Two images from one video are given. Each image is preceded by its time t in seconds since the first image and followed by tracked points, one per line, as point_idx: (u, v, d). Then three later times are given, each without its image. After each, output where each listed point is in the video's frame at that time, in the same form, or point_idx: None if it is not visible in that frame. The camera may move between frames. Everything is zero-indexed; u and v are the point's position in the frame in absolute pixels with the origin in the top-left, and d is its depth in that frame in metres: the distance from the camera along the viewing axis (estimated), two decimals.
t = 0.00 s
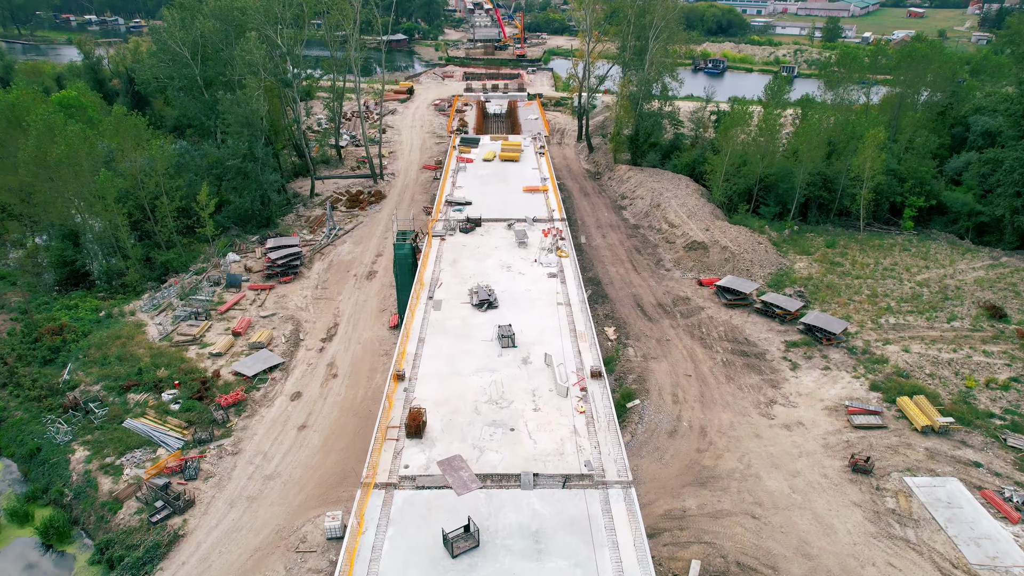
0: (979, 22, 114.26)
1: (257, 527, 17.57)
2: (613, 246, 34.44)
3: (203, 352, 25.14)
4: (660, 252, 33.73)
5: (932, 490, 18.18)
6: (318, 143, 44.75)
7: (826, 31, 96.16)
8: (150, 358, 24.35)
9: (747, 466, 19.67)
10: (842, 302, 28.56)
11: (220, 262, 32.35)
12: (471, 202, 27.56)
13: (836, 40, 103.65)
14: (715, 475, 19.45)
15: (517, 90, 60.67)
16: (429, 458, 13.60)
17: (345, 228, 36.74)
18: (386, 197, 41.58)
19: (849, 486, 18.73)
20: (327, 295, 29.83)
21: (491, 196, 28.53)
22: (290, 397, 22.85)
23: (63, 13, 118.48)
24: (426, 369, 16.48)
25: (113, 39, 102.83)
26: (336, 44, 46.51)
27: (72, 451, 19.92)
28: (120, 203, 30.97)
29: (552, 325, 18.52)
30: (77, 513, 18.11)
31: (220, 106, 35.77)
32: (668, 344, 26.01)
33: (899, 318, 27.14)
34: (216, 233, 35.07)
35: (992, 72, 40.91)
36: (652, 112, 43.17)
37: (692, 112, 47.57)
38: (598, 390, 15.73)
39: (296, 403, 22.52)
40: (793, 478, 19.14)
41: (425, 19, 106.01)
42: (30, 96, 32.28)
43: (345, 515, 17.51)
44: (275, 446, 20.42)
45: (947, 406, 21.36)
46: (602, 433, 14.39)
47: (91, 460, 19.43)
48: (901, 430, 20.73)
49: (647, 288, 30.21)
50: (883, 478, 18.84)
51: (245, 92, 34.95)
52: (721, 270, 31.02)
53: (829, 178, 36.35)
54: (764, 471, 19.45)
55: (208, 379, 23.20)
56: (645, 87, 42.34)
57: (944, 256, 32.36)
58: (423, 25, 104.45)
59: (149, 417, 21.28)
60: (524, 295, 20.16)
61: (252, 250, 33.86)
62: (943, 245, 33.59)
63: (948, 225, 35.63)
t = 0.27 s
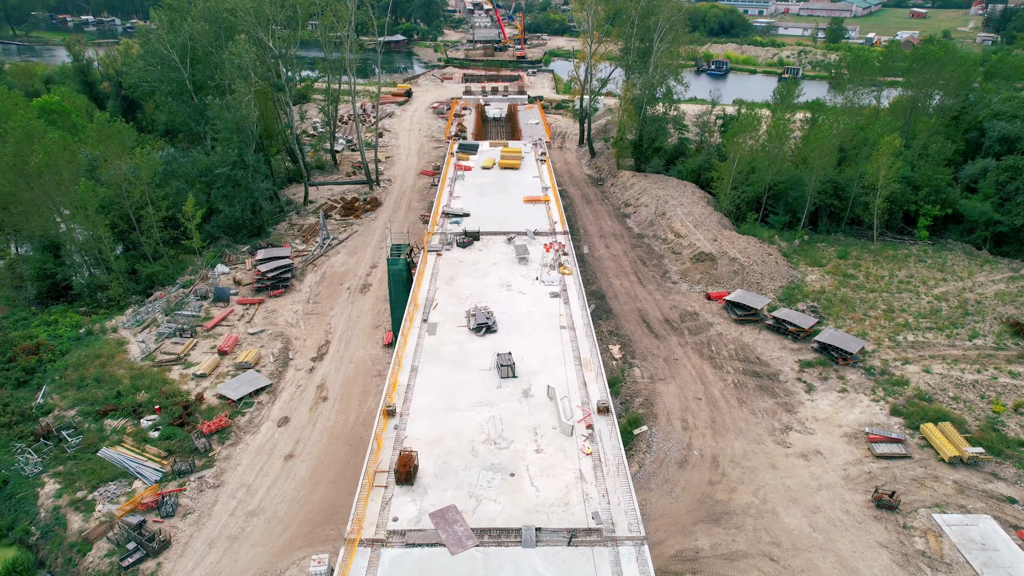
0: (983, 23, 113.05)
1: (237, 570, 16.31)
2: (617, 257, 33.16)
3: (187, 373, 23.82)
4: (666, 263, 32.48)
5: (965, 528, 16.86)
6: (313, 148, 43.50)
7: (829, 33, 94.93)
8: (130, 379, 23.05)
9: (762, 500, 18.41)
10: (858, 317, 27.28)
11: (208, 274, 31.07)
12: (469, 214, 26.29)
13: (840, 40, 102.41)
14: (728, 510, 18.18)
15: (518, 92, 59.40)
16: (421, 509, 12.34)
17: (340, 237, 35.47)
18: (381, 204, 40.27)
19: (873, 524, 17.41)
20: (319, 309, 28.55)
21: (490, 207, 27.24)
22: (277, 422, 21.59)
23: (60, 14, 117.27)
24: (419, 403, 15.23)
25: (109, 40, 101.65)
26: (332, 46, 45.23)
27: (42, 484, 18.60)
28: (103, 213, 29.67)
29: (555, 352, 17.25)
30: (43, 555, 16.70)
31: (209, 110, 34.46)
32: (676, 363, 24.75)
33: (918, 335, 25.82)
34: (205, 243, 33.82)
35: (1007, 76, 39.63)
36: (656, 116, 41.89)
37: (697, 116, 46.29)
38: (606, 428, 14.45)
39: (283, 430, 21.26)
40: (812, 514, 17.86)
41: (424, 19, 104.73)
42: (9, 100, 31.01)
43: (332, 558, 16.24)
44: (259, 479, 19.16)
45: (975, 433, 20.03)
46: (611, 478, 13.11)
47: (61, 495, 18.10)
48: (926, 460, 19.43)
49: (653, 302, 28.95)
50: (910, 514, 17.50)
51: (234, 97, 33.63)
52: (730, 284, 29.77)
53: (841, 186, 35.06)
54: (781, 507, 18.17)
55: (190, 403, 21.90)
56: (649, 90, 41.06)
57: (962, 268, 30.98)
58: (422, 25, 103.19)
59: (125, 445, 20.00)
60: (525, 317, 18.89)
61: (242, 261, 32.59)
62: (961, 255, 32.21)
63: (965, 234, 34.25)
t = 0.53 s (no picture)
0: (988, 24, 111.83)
1: None
2: (621, 269, 31.89)
3: (168, 397, 22.38)
4: (673, 276, 31.24)
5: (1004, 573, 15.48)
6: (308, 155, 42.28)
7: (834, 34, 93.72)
8: (107, 404, 21.64)
9: (781, 542, 17.13)
10: (875, 336, 25.98)
11: (195, 288, 29.76)
12: (467, 227, 25.02)
13: (844, 42, 101.11)
14: (744, 552, 16.91)
15: (518, 96, 58.17)
16: (409, 572, 11.08)
17: (333, 248, 34.21)
18: (377, 213, 38.98)
19: (902, 569, 16.08)
20: (310, 327, 27.28)
21: (489, 219, 25.94)
22: (262, 452, 20.31)
23: (57, 16, 116.19)
24: (410, 445, 13.97)
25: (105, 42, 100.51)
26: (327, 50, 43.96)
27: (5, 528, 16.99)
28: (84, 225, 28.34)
29: (557, 385, 16.00)
30: None
31: (197, 117, 33.16)
32: (684, 386, 23.50)
33: (940, 355, 24.46)
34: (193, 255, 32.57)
35: None
36: (660, 121, 40.58)
37: (702, 121, 45.03)
38: (615, 475, 13.17)
39: (268, 460, 19.98)
40: (835, 558, 16.58)
41: (423, 21, 103.51)
42: None
43: None
44: (241, 516, 17.90)
45: (1007, 465, 18.71)
46: (621, 535, 11.84)
47: (25, 537, 16.73)
48: (956, 496, 18.08)
49: (660, 318, 27.68)
50: (941, 559, 16.16)
51: (223, 103, 32.32)
52: (741, 299, 28.55)
53: (853, 195, 33.79)
54: (801, 549, 16.88)
55: (170, 431, 20.56)
56: (653, 95, 39.81)
57: (981, 281, 29.60)
58: (422, 27, 102.13)
59: (99, 478, 18.68)
60: (525, 344, 17.63)
61: (231, 274, 31.28)
62: (980, 267, 30.83)
63: (983, 245, 32.90)
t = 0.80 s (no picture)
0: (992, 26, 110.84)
1: None
2: (625, 282, 30.74)
3: (150, 422, 21.20)
4: (679, 289, 30.11)
5: None
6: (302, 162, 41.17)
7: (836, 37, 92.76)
8: (84, 431, 20.41)
9: None
10: (892, 354, 24.82)
11: (182, 302, 28.59)
12: (465, 241, 23.88)
13: (847, 45, 100.13)
14: None
15: (518, 100, 57.11)
16: None
17: (327, 260, 33.08)
18: (373, 222, 37.87)
19: None
20: (301, 344, 26.15)
21: (487, 232, 24.81)
22: (248, 483, 19.16)
23: (53, 19, 115.25)
24: (401, 490, 12.82)
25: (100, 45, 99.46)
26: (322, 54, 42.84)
27: None
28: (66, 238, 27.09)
29: (561, 419, 14.87)
30: None
31: (186, 124, 31.99)
32: (693, 410, 22.37)
33: (961, 376, 23.29)
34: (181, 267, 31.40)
35: None
36: (664, 127, 39.46)
37: (706, 126, 43.92)
38: (624, 526, 12.06)
39: (253, 492, 18.82)
40: None
41: (422, 23, 102.47)
42: None
43: None
44: (222, 555, 16.75)
45: None
46: None
47: None
48: (987, 533, 16.89)
49: (666, 335, 26.56)
50: None
51: (213, 110, 31.16)
52: (750, 315, 27.43)
53: (864, 205, 32.66)
54: None
55: (150, 461, 19.38)
56: (657, 100, 38.67)
57: (1000, 294, 28.45)
58: (421, 30, 101.13)
59: (71, 514, 17.48)
60: (526, 372, 16.49)
61: (221, 287, 30.14)
62: (998, 280, 29.67)
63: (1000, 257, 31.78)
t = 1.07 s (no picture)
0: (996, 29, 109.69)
1: None
2: (630, 298, 29.43)
3: (126, 453, 19.88)
4: (686, 306, 28.82)
5: None
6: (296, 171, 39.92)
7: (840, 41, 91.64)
8: (55, 464, 19.08)
9: None
10: (913, 377, 23.49)
11: (167, 320, 27.26)
12: (462, 259, 22.59)
13: (850, 49, 99.01)
14: None
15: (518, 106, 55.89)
16: None
17: (319, 274, 31.80)
18: (368, 233, 36.61)
19: None
20: (290, 366, 24.86)
21: (486, 249, 23.53)
22: (228, 522, 17.85)
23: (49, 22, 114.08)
24: (389, 551, 11.53)
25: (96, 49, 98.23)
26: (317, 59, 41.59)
27: None
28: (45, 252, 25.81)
29: (565, 464, 13.60)
30: None
31: (173, 133, 30.73)
32: (704, 439, 21.07)
33: (987, 401, 21.95)
34: (167, 282, 30.10)
35: None
36: (669, 135, 38.20)
37: (712, 134, 42.67)
38: None
39: (234, 533, 17.51)
40: None
41: (421, 26, 101.29)
42: None
43: None
44: None
45: None
46: None
47: None
48: None
49: (673, 356, 25.26)
50: None
51: (201, 118, 29.88)
52: (762, 334, 26.14)
53: (879, 217, 31.37)
54: None
55: (124, 498, 18.05)
56: (662, 107, 37.38)
57: None
58: (420, 33, 100.00)
59: (35, 560, 16.14)
60: (527, 408, 15.22)
61: (208, 304, 28.82)
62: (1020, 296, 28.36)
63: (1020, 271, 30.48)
